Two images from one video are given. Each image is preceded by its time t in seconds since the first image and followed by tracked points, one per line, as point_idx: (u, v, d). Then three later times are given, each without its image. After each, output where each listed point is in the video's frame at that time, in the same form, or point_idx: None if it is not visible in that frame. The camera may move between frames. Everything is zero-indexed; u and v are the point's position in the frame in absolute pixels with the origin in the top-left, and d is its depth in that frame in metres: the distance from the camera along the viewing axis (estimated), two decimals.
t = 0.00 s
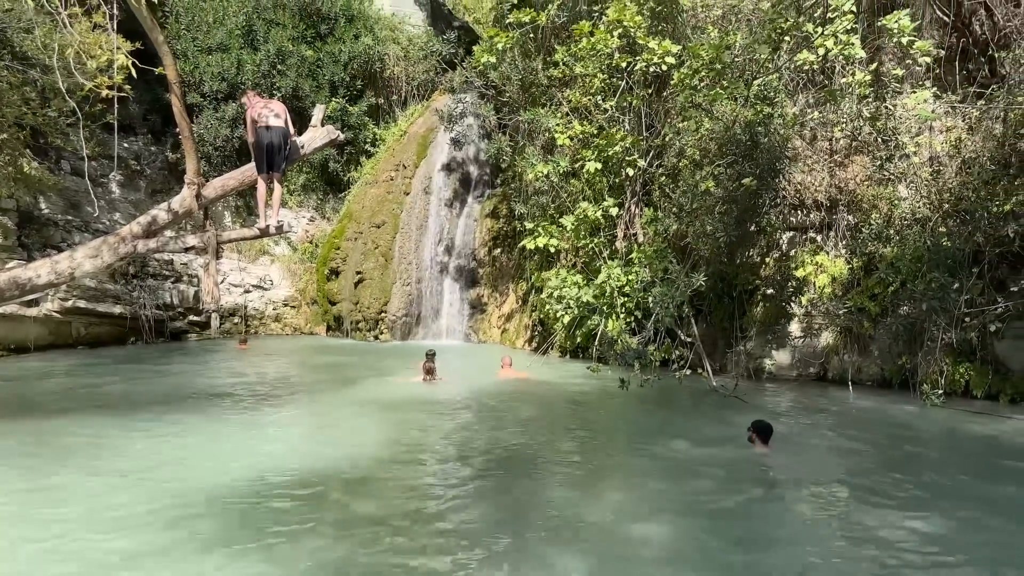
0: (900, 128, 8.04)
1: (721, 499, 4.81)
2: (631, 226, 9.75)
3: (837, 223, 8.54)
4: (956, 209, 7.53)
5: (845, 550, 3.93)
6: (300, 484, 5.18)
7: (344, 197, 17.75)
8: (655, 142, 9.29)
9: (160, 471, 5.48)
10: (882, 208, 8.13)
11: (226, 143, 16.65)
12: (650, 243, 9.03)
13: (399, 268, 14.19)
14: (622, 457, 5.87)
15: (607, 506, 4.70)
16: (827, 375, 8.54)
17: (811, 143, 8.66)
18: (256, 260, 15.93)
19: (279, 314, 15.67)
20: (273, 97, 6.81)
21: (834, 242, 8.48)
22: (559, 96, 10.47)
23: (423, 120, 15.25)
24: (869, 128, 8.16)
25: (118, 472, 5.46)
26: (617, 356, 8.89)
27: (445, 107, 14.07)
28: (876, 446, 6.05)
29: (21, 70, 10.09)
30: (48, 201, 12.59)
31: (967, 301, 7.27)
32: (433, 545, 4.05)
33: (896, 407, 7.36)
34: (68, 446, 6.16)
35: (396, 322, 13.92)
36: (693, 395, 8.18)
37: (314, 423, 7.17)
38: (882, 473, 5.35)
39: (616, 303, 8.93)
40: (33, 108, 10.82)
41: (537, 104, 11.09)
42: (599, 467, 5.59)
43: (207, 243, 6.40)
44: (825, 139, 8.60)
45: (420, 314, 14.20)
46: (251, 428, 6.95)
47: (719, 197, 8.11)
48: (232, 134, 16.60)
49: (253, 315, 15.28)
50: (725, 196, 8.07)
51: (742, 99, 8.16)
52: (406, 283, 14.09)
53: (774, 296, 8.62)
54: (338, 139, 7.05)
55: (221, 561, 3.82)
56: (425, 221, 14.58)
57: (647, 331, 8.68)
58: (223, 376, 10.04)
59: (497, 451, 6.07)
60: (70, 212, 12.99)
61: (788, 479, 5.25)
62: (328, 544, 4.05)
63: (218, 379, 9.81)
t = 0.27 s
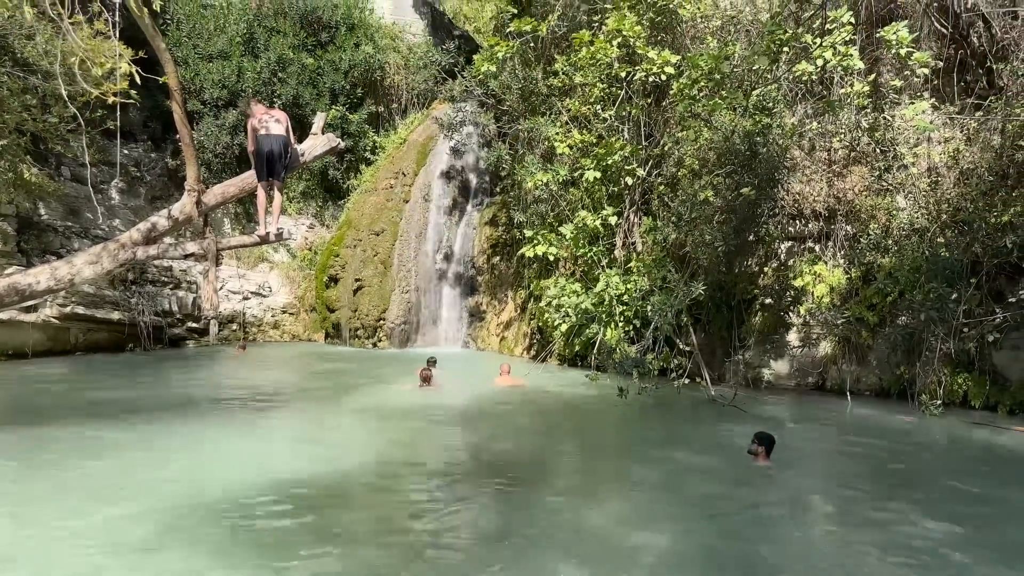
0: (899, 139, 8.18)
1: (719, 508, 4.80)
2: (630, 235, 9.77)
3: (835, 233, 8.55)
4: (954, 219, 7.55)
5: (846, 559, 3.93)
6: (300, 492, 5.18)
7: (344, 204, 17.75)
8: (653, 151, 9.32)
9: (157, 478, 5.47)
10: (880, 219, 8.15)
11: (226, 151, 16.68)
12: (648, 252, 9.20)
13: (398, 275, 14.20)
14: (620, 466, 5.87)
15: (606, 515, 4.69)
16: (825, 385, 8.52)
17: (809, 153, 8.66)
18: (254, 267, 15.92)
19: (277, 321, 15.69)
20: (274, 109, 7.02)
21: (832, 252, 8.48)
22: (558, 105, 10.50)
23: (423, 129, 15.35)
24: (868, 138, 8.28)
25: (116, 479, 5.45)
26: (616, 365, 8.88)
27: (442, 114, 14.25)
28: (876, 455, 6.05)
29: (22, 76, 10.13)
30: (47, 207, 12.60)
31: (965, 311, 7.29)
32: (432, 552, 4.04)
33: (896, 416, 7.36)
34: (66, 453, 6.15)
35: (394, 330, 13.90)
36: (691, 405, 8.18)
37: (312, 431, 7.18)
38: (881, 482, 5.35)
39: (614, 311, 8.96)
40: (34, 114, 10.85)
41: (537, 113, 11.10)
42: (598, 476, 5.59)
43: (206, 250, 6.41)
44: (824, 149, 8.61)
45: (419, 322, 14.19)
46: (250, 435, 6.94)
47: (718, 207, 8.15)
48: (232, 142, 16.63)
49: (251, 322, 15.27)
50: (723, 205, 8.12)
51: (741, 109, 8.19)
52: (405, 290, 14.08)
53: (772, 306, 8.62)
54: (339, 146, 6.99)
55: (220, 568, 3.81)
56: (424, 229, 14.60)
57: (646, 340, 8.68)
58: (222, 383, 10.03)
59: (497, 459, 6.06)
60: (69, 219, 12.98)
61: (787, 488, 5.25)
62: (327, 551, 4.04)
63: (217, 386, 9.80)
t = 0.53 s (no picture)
0: (899, 150, 8.24)
1: (721, 519, 4.80)
2: (630, 244, 9.79)
3: (835, 243, 8.57)
4: (954, 231, 7.59)
5: (848, 570, 3.93)
6: (300, 500, 5.17)
7: (344, 212, 17.77)
8: (654, 162, 9.36)
9: (158, 486, 5.46)
10: (880, 230, 8.18)
11: (227, 158, 16.72)
12: (648, 261, 9.24)
13: (398, 283, 14.17)
14: (621, 476, 5.87)
15: (608, 525, 4.69)
16: (825, 396, 8.53)
17: (809, 164, 8.66)
18: (255, 275, 15.93)
19: (277, 329, 15.70)
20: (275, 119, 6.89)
21: (832, 263, 8.50)
22: (559, 115, 10.53)
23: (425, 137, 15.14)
24: (867, 149, 8.34)
25: (117, 486, 5.44)
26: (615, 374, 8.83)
27: (445, 124, 14.32)
28: (876, 466, 6.05)
29: (25, 83, 10.18)
30: (49, 214, 12.62)
31: (964, 322, 7.31)
32: (434, 562, 4.04)
33: (896, 428, 7.37)
34: (66, 460, 6.14)
35: (394, 338, 13.96)
36: (691, 415, 8.17)
37: (312, 439, 7.17)
38: (882, 494, 5.34)
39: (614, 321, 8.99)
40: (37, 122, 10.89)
41: (538, 123, 11.13)
42: (598, 486, 5.58)
43: (208, 258, 6.42)
44: (824, 160, 8.59)
45: (419, 330, 14.23)
46: (250, 443, 6.94)
47: (719, 218, 8.18)
48: (233, 149, 16.67)
49: (251, 330, 15.27)
50: (724, 216, 8.14)
51: (741, 120, 8.22)
52: (405, 298, 14.10)
53: (772, 316, 8.60)
54: (340, 156, 7.08)
55: None
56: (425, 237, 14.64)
57: (646, 350, 8.66)
58: (222, 390, 10.03)
59: (497, 469, 6.06)
60: (71, 226, 12.98)
61: (789, 498, 5.25)
62: (329, 559, 4.04)
63: (216, 393, 9.79)
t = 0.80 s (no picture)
0: (899, 163, 8.22)
1: (721, 530, 4.81)
2: (630, 255, 9.80)
3: (836, 255, 8.58)
4: (954, 243, 7.62)
5: None
6: (300, 509, 5.17)
7: (346, 221, 17.78)
8: (655, 173, 9.38)
9: (158, 494, 5.46)
10: (880, 241, 8.20)
11: (229, 167, 16.75)
12: (650, 271, 9.18)
13: (398, 292, 14.06)
14: (621, 487, 5.87)
15: (607, 536, 4.69)
16: (826, 408, 8.52)
17: (810, 175, 8.65)
18: (256, 284, 15.94)
19: (278, 338, 15.69)
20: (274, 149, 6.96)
21: (833, 275, 8.51)
22: (561, 125, 10.54)
23: (425, 147, 15.23)
24: (868, 162, 8.34)
25: (117, 494, 5.44)
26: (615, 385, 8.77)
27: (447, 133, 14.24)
28: (876, 478, 6.05)
29: (29, 92, 10.23)
30: (51, 222, 12.65)
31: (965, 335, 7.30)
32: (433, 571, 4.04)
33: (896, 440, 7.36)
34: (66, 468, 6.14)
35: (394, 347, 13.88)
36: (691, 426, 8.17)
37: (312, 448, 7.17)
38: (882, 506, 5.34)
39: (615, 332, 9.01)
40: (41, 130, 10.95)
41: (540, 133, 11.15)
42: (598, 496, 5.58)
43: (210, 267, 6.43)
44: (825, 172, 8.60)
45: (419, 339, 14.22)
46: (249, 451, 6.93)
47: (719, 229, 8.19)
48: (235, 158, 16.70)
49: (251, 338, 15.27)
50: (725, 227, 8.16)
51: (742, 132, 8.23)
52: (405, 307, 14.01)
53: (774, 327, 8.52)
54: (343, 165, 7.02)
55: None
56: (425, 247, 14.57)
57: (646, 360, 8.61)
58: (222, 398, 10.04)
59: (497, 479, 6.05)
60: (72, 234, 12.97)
61: (788, 510, 5.25)
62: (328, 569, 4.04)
63: (217, 402, 9.79)
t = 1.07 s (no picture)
0: (900, 177, 8.15)
1: (722, 543, 4.80)
2: (632, 266, 9.81)
3: (838, 268, 8.58)
4: (956, 256, 7.63)
5: None
6: (300, 520, 5.17)
7: (348, 232, 17.80)
8: (657, 184, 9.41)
9: (159, 504, 5.45)
10: (882, 254, 8.15)
11: (232, 178, 16.80)
12: (651, 282, 9.18)
13: (400, 303, 14.15)
14: (622, 499, 5.86)
15: (608, 548, 4.68)
16: (828, 420, 8.49)
17: (812, 188, 8.64)
18: (257, 294, 15.95)
19: (279, 348, 15.60)
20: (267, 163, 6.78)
21: (835, 287, 8.52)
22: (563, 137, 10.57)
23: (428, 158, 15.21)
24: (870, 175, 8.24)
25: (117, 504, 5.44)
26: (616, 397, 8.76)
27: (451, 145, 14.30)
28: (878, 491, 6.04)
29: (33, 102, 10.28)
30: (54, 232, 12.68)
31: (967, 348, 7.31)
32: None
33: (898, 453, 7.34)
34: (67, 478, 6.13)
35: (396, 357, 13.87)
36: (693, 438, 8.15)
37: (313, 459, 7.16)
38: (884, 519, 5.33)
39: (616, 343, 9.00)
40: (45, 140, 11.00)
41: (542, 145, 11.18)
42: (599, 509, 5.57)
43: (213, 277, 6.44)
44: (826, 184, 8.57)
45: (420, 350, 14.22)
46: (250, 462, 6.93)
47: (721, 241, 8.20)
48: (238, 169, 16.75)
49: (253, 348, 15.25)
50: (727, 239, 8.17)
51: (744, 144, 8.25)
52: (406, 318, 14.06)
53: (775, 338, 8.62)
54: (346, 177, 7.02)
55: None
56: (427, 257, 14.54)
57: (648, 372, 8.64)
58: (224, 409, 10.03)
59: (499, 491, 6.05)
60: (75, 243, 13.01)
61: (790, 523, 5.24)
62: None
63: (217, 412, 9.78)
